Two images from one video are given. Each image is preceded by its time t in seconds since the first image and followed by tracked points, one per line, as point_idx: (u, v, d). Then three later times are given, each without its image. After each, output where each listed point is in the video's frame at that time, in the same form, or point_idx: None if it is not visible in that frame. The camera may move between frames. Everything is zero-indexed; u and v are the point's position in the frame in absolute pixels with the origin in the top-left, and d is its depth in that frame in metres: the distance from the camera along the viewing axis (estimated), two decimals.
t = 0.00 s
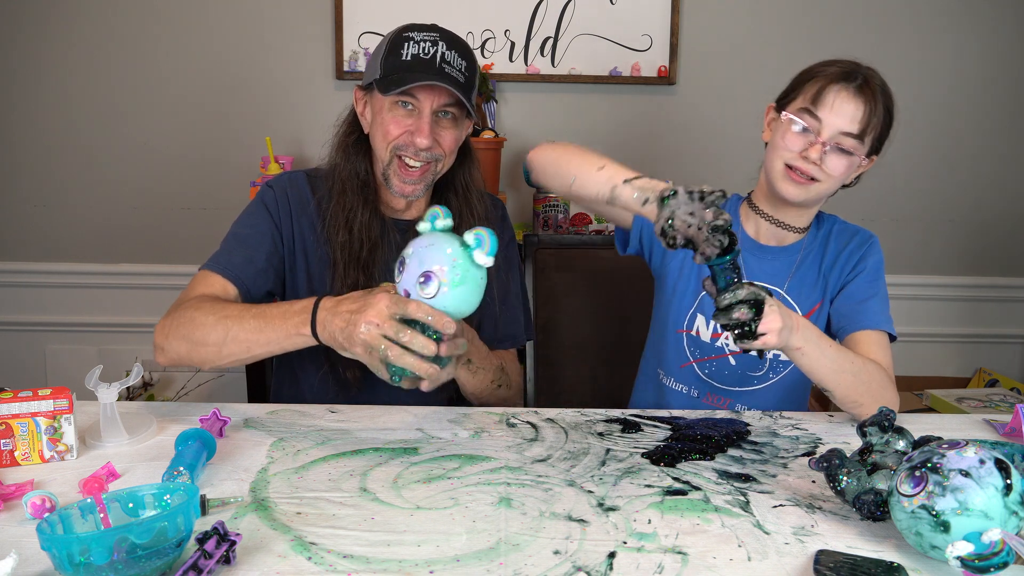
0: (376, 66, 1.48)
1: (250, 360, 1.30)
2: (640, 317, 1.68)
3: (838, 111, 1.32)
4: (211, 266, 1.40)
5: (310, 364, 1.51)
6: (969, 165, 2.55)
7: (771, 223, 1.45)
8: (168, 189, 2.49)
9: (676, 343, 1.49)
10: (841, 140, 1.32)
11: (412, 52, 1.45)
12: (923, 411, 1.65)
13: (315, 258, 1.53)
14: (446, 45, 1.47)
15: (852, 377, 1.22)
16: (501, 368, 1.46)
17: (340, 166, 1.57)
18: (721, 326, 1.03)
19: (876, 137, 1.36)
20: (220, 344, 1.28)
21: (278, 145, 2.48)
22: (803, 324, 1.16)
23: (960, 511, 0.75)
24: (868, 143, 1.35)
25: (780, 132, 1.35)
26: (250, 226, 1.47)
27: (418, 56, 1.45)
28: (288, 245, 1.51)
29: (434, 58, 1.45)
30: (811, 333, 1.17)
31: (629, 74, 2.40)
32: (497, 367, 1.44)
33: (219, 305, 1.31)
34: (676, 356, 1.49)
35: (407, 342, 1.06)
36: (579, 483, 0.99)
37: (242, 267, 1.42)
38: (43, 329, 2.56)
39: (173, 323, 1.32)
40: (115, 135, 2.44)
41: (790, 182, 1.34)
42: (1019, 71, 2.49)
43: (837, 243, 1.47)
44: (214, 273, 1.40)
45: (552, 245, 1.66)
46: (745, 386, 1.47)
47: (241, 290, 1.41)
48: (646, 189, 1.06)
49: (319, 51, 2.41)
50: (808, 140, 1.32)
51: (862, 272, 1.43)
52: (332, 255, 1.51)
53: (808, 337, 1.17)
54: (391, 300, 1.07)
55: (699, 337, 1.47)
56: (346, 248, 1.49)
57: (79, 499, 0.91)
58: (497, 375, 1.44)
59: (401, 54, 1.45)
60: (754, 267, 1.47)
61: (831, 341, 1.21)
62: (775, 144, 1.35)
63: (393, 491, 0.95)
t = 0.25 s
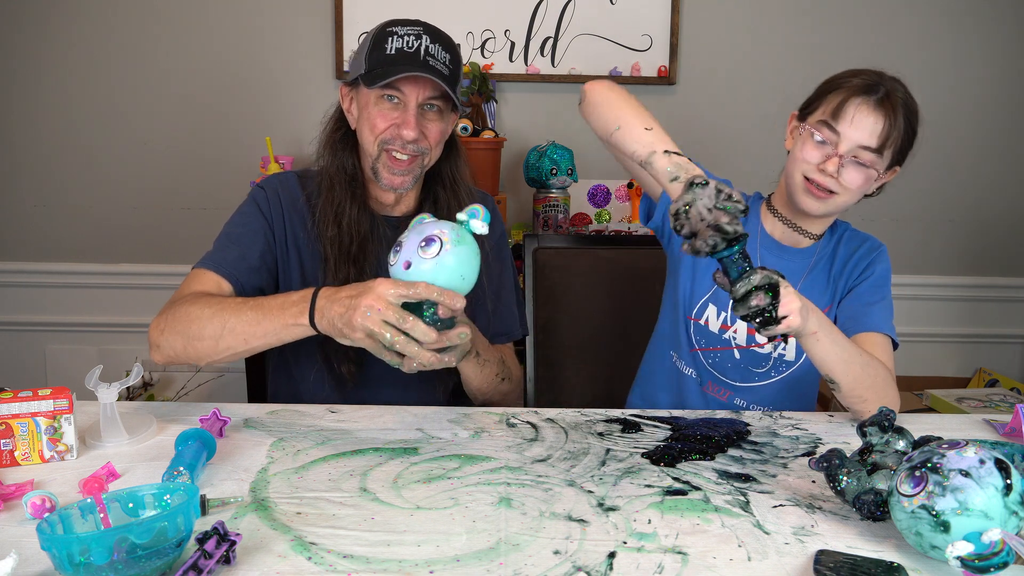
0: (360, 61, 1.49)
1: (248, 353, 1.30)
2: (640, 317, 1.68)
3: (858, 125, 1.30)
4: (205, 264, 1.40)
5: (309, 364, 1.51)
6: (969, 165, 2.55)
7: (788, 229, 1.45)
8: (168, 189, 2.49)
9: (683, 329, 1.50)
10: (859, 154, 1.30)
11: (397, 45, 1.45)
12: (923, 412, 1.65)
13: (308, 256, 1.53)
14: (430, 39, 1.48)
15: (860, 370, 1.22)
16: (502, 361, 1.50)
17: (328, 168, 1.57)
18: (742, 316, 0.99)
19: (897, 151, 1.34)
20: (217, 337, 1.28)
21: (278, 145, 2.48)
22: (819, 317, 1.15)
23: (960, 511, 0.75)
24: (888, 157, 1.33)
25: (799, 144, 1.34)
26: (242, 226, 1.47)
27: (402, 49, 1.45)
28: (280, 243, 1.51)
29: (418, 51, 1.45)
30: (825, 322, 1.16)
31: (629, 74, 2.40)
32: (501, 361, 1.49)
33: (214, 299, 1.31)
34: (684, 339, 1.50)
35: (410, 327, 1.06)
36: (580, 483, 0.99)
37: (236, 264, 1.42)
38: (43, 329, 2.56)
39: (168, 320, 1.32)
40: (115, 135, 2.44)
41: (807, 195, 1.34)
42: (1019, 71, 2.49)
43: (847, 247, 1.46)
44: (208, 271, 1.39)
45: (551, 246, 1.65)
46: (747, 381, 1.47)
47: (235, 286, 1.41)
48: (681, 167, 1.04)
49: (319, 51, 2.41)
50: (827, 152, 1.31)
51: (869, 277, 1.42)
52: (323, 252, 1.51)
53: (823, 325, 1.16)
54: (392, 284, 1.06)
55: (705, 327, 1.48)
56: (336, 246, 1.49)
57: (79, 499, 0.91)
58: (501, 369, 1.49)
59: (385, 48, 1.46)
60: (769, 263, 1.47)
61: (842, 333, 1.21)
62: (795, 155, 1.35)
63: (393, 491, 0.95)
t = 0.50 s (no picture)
0: (345, 63, 1.49)
1: (239, 355, 1.29)
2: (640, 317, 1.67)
3: (875, 151, 1.27)
4: (202, 261, 1.40)
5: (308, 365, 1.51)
6: (969, 166, 2.55)
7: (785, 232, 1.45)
8: (168, 189, 2.49)
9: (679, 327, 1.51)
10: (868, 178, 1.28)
11: (380, 47, 1.46)
12: (923, 412, 1.65)
13: (301, 254, 1.52)
14: (414, 40, 1.48)
15: (864, 368, 1.22)
16: (509, 361, 1.50)
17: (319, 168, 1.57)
18: (758, 294, 1.04)
19: (909, 185, 1.31)
20: (208, 338, 1.27)
21: (278, 145, 2.48)
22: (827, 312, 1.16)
23: (960, 512, 0.75)
24: (898, 190, 1.30)
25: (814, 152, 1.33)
26: (236, 225, 1.47)
27: (385, 51, 1.45)
28: (274, 242, 1.51)
29: (401, 52, 1.45)
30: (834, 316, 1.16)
31: (629, 74, 2.40)
32: (506, 361, 1.48)
33: (208, 297, 1.31)
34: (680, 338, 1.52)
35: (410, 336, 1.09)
36: (580, 483, 0.99)
37: (232, 262, 1.41)
38: (43, 329, 2.56)
39: (164, 317, 1.32)
40: (115, 135, 2.44)
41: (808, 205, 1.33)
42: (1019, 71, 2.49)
43: (846, 252, 1.45)
44: (204, 269, 1.39)
45: (551, 247, 1.64)
46: (741, 382, 1.47)
47: (231, 284, 1.41)
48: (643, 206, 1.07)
49: (319, 51, 2.41)
50: (835, 167, 1.29)
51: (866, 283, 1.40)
52: (313, 251, 1.50)
53: (831, 320, 1.16)
54: (379, 296, 1.06)
55: (700, 325, 1.49)
56: (325, 243, 1.49)
57: (79, 499, 0.91)
58: (507, 369, 1.48)
59: (369, 49, 1.46)
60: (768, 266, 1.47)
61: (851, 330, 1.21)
62: (808, 164, 1.33)
63: (393, 491, 0.95)
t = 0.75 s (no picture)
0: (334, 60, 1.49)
1: (227, 362, 1.30)
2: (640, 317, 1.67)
3: (837, 123, 1.24)
4: (199, 264, 1.41)
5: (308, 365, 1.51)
6: (969, 166, 2.55)
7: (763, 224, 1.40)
8: (167, 189, 2.49)
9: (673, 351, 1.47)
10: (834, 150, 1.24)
11: (369, 43, 1.46)
12: (923, 412, 1.65)
13: (296, 253, 1.53)
14: (402, 36, 1.48)
15: (866, 368, 1.22)
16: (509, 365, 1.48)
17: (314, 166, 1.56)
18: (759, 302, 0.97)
19: (874, 155, 1.27)
20: (198, 344, 1.28)
21: (278, 145, 2.48)
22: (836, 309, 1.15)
23: (960, 511, 0.75)
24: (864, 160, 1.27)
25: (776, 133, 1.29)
26: (231, 227, 1.47)
27: (375, 47, 1.46)
28: (269, 243, 1.51)
29: (391, 47, 1.46)
30: (840, 317, 1.16)
31: (629, 74, 2.40)
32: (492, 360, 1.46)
33: (200, 302, 1.32)
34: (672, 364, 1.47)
35: (393, 354, 1.08)
36: (580, 483, 0.99)
37: (228, 264, 1.42)
38: (43, 329, 2.56)
39: (156, 320, 1.33)
40: (115, 135, 2.44)
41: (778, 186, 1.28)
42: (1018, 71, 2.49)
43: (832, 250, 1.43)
44: (200, 271, 1.40)
45: (552, 246, 1.66)
46: (742, 396, 1.45)
47: (227, 285, 1.41)
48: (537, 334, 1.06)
49: (319, 51, 2.41)
50: (801, 145, 1.25)
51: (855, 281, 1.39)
52: (306, 251, 1.50)
53: (837, 324, 1.16)
54: (367, 315, 1.05)
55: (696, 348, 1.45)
56: (318, 240, 1.49)
57: (79, 499, 0.91)
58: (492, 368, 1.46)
59: (357, 46, 1.46)
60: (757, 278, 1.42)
61: (857, 329, 1.21)
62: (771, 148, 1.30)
63: (393, 491, 0.95)
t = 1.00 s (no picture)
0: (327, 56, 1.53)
1: (213, 360, 1.31)
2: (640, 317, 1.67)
3: (736, 109, 1.21)
4: (192, 261, 1.42)
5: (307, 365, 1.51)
6: (969, 166, 2.55)
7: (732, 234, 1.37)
8: (167, 189, 2.49)
9: (654, 367, 1.42)
10: (750, 136, 1.20)
11: (361, 33, 1.49)
12: (924, 412, 1.65)
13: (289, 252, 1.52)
14: (393, 26, 1.52)
15: (850, 380, 1.22)
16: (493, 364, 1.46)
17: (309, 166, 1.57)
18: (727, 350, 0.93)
19: (800, 120, 1.22)
20: (185, 340, 1.29)
21: (278, 145, 2.48)
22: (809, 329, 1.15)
23: (960, 511, 0.75)
24: (791, 130, 1.22)
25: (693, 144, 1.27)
26: (223, 225, 1.47)
27: (366, 36, 1.49)
28: (262, 243, 1.51)
29: (382, 36, 1.49)
30: (813, 341, 1.15)
31: (629, 74, 2.40)
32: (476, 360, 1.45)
33: (190, 300, 1.33)
34: (655, 380, 1.42)
35: (362, 358, 1.10)
36: (580, 483, 0.99)
37: (219, 262, 1.43)
38: (43, 330, 2.56)
39: (147, 316, 1.34)
40: (114, 135, 2.44)
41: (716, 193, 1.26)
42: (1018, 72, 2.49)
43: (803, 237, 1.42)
44: (193, 268, 1.42)
45: (551, 246, 1.66)
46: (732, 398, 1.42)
47: (217, 283, 1.43)
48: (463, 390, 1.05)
49: (319, 51, 2.41)
50: (717, 146, 1.22)
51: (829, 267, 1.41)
52: (296, 248, 1.50)
53: (807, 350, 1.16)
54: (343, 319, 1.09)
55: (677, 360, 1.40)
56: (307, 239, 1.48)
57: (79, 499, 0.91)
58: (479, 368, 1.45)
59: (349, 38, 1.50)
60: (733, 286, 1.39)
61: (835, 347, 1.19)
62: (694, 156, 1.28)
63: (393, 491, 0.95)
